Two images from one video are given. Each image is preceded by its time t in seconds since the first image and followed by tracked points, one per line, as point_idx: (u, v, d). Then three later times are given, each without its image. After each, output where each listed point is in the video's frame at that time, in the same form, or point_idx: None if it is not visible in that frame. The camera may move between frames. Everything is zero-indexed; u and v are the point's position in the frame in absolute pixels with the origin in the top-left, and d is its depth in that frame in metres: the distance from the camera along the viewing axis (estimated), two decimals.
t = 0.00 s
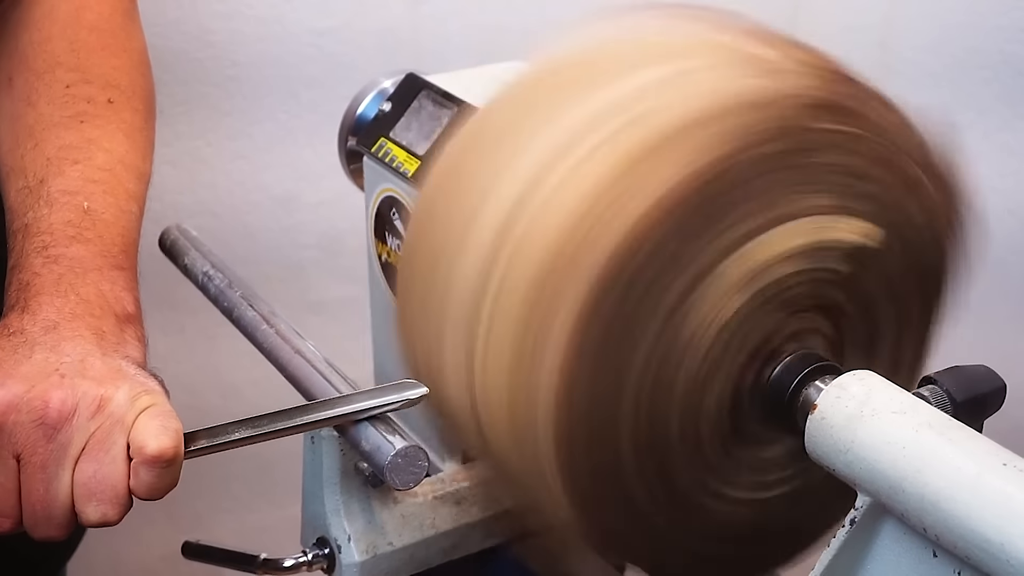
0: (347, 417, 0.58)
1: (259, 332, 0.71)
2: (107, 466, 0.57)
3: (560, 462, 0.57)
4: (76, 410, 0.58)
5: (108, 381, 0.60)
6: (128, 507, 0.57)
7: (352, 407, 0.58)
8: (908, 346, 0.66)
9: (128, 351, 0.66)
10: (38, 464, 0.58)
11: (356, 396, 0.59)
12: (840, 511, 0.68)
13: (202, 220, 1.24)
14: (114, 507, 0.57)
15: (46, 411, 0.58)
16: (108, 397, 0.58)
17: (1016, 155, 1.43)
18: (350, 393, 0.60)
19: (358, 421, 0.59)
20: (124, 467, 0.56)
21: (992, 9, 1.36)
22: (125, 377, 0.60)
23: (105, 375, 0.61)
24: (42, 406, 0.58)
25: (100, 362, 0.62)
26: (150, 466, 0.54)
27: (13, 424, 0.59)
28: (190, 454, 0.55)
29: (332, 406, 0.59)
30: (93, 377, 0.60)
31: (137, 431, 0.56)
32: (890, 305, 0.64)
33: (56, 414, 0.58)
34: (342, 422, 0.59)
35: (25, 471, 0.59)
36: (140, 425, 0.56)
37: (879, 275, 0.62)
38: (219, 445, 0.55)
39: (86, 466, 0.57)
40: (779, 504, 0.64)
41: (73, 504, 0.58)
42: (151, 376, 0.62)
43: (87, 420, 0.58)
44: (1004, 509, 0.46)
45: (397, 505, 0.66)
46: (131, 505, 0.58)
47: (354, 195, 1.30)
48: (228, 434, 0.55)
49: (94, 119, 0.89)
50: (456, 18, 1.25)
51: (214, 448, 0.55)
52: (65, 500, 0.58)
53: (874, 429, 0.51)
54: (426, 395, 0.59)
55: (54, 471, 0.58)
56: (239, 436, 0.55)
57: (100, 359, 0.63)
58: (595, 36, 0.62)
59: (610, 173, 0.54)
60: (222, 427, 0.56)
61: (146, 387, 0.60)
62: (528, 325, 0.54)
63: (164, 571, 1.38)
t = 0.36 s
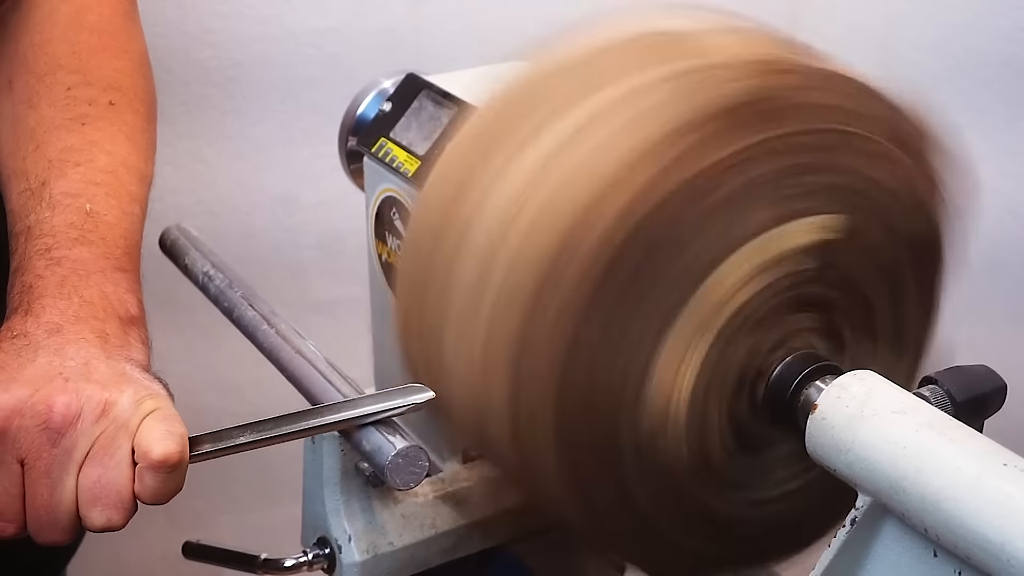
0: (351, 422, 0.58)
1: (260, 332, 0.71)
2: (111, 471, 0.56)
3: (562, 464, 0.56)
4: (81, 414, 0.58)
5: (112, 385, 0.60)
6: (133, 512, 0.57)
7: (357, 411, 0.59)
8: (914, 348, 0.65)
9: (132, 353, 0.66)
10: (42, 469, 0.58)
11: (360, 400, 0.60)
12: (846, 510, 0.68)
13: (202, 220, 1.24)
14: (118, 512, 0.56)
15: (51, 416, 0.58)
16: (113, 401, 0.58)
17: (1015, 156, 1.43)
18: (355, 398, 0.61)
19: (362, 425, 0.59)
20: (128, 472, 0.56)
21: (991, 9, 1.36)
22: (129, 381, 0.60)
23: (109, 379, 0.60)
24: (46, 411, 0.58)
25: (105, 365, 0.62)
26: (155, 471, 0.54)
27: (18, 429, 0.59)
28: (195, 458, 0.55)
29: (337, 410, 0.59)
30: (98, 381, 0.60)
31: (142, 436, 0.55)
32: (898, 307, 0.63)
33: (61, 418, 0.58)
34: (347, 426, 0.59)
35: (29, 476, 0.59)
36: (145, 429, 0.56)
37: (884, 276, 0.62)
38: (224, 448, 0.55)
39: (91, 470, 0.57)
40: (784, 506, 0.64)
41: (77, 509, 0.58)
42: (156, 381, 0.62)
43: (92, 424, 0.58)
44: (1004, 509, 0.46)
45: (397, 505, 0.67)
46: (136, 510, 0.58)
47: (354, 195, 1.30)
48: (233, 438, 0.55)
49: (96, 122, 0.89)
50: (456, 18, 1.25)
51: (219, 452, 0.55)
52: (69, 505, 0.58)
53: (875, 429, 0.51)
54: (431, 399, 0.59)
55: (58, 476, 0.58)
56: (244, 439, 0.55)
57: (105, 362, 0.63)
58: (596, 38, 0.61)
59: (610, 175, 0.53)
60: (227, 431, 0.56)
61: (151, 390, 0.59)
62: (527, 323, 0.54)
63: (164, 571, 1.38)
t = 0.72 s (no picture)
0: (357, 426, 0.58)
1: (260, 332, 0.71)
2: (116, 476, 0.56)
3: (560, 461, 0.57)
4: (84, 419, 0.58)
5: (116, 390, 0.59)
6: (138, 518, 0.57)
7: (364, 416, 0.58)
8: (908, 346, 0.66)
9: (136, 357, 0.66)
10: (46, 474, 0.58)
11: (367, 405, 0.59)
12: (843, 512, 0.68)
13: (202, 220, 1.24)
14: (123, 518, 0.57)
15: (54, 421, 0.58)
16: (117, 406, 0.58)
17: (1015, 156, 1.43)
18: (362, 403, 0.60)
19: (369, 430, 0.59)
20: (133, 477, 0.56)
21: (991, 9, 1.36)
22: (133, 386, 0.60)
23: (113, 384, 0.60)
24: (50, 415, 0.58)
25: (109, 370, 0.62)
26: (160, 477, 0.54)
27: (21, 434, 0.58)
28: (200, 463, 0.55)
29: (344, 415, 0.59)
30: (102, 386, 0.60)
31: (146, 441, 0.55)
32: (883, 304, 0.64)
33: (65, 424, 0.58)
34: (353, 431, 0.58)
35: (33, 481, 0.59)
36: (149, 434, 0.56)
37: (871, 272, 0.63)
38: (228, 453, 0.55)
39: (95, 476, 0.57)
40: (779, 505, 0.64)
41: (81, 515, 0.58)
42: (160, 385, 0.62)
43: (96, 430, 0.57)
44: (1004, 509, 0.46)
45: (398, 506, 0.67)
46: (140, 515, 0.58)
47: (354, 195, 1.30)
48: (238, 442, 0.55)
49: (98, 124, 0.89)
50: (456, 17, 1.25)
51: (224, 456, 0.55)
52: (73, 511, 0.58)
53: (875, 429, 0.51)
54: (438, 403, 0.58)
55: (62, 482, 0.58)
56: (249, 444, 0.55)
57: (108, 366, 0.62)
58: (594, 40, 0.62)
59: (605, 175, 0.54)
60: (233, 435, 0.56)
61: (155, 395, 0.59)
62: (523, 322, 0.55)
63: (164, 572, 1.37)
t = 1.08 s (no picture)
0: (361, 430, 0.57)
1: (260, 331, 0.71)
2: (121, 480, 0.56)
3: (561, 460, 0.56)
4: (88, 423, 0.58)
5: (119, 393, 0.59)
6: (140, 523, 0.57)
7: (368, 420, 0.57)
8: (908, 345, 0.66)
9: (139, 360, 0.66)
10: (49, 478, 0.58)
11: (372, 408, 0.58)
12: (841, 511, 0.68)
13: (202, 220, 1.24)
14: (126, 523, 0.56)
15: (58, 424, 0.58)
16: (120, 409, 0.58)
17: (1015, 156, 1.43)
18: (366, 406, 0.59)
19: (372, 433, 0.58)
20: (136, 481, 0.56)
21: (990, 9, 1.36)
22: (136, 390, 0.60)
23: (116, 388, 0.60)
24: (53, 419, 0.58)
25: (112, 373, 0.62)
26: (163, 481, 0.54)
27: (24, 438, 0.58)
28: (204, 466, 0.54)
29: (349, 419, 0.58)
30: (104, 390, 0.60)
31: (150, 445, 0.55)
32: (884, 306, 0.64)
33: (68, 427, 0.58)
34: (357, 435, 0.58)
35: (36, 485, 0.58)
36: (153, 439, 0.56)
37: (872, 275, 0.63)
38: (233, 457, 0.54)
39: (98, 480, 0.57)
40: (777, 506, 0.64)
41: (84, 519, 0.58)
42: (164, 389, 0.62)
43: (99, 433, 0.58)
44: (1005, 510, 0.46)
45: (398, 505, 0.67)
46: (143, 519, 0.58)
47: (354, 195, 1.30)
48: (242, 446, 0.55)
49: (99, 126, 0.89)
50: (455, 17, 1.25)
51: (228, 460, 0.54)
52: (76, 515, 0.58)
53: (876, 429, 0.51)
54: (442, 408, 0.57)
55: (65, 486, 0.58)
56: (253, 448, 0.54)
57: (111, 369, 0.62)
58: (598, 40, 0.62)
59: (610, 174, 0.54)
60: (237, 438, 0.55)
61: (158, 398, 0.59)
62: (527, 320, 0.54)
63: (164, 572, 1.37)
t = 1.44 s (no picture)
0: (364, 434, 0.57)
1: (260, 332, 0.71)
2: (123, 482, 0.56)
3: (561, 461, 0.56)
4: (91, 425, 0.58)
5: (122, 396, 0.59)
6: (144, 524, 0.56)
7: (372, 422, 0.57)
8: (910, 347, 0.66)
9: (141, 361, 0.66)
10: (52, 481, 0.58)
11: (376, 410, 0.58)
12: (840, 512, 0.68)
13: (202, 220, 1.24)
14: (129, 525, 0.56)
15: (61, 426, 0.58)
16: (123, 412, 0.58)
17: (1015, 156, 1.43)
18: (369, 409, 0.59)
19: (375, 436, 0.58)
20: (140, 484, 0.56)
21: (991, 9, 1.36)
22: (139, 391, 0.60)
23: (119, 390, 0.60)
24: (56, 421, 0.58)
25: (114, 374, 0.62)
26: (167, 483, 0.54)
27: (27, 440, 0.59)
28: (207, 468, 0.54)
29: (353, 420, 0.58)
30: (108, 392, 0.60)
31: (153, 447, 0.55)
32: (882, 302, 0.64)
33: (71, 430, 0.58)
34: (360, 437, 0.57)
35: (38, 488, 0.59)
36: (157, 441, 0.55)
37: (873, 272, 0.63)
38: (234, 460, 0.54)
39: (102, 482, 0.57)
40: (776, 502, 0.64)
41: (87, 521, 0.58)
42: (167, 390, 0.61)
43: (102, 436, 0.57)
44: (1005, 510, 0.46)
45: (399, 505, 0.67)
46: (146, 521, 0.57)
47: (354, 195, 1.30)
48: (244, 449, 0.54)
49: (100, 127, 0.89)
50: (455, 17, 1.25)
51: (229, 463, 0.54)
52: (79, 517, 0.58)
53: (876, 429, 0.51)
54: (447, 410, 0.57)
55: (68, 488, 0.58)
56: (256, 450, 0.54)
57: (114, 371, 0.62)
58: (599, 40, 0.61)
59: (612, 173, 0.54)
60: (239, 441, 0.55)
61: (162, 400, 0.59)
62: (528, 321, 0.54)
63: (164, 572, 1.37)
